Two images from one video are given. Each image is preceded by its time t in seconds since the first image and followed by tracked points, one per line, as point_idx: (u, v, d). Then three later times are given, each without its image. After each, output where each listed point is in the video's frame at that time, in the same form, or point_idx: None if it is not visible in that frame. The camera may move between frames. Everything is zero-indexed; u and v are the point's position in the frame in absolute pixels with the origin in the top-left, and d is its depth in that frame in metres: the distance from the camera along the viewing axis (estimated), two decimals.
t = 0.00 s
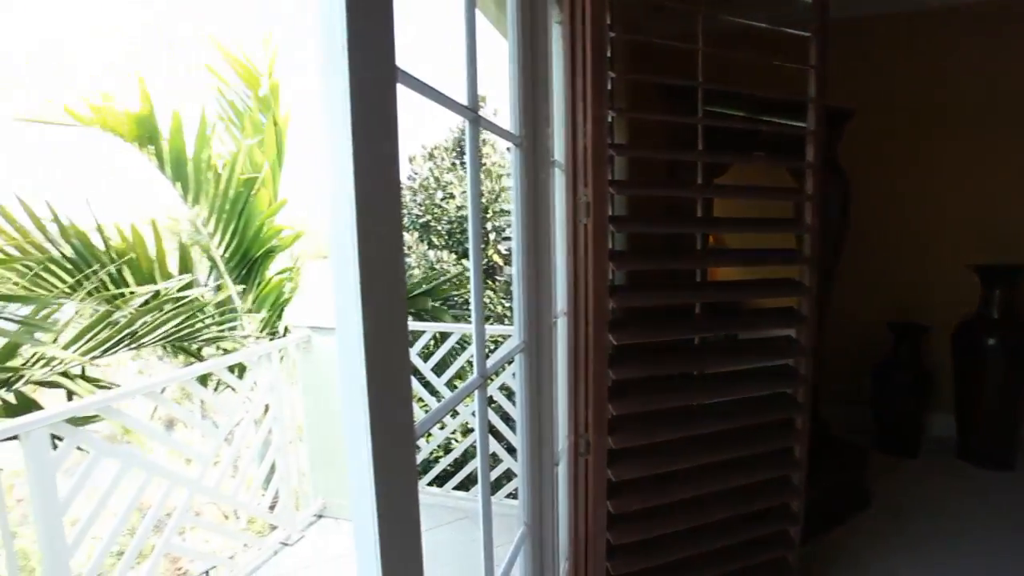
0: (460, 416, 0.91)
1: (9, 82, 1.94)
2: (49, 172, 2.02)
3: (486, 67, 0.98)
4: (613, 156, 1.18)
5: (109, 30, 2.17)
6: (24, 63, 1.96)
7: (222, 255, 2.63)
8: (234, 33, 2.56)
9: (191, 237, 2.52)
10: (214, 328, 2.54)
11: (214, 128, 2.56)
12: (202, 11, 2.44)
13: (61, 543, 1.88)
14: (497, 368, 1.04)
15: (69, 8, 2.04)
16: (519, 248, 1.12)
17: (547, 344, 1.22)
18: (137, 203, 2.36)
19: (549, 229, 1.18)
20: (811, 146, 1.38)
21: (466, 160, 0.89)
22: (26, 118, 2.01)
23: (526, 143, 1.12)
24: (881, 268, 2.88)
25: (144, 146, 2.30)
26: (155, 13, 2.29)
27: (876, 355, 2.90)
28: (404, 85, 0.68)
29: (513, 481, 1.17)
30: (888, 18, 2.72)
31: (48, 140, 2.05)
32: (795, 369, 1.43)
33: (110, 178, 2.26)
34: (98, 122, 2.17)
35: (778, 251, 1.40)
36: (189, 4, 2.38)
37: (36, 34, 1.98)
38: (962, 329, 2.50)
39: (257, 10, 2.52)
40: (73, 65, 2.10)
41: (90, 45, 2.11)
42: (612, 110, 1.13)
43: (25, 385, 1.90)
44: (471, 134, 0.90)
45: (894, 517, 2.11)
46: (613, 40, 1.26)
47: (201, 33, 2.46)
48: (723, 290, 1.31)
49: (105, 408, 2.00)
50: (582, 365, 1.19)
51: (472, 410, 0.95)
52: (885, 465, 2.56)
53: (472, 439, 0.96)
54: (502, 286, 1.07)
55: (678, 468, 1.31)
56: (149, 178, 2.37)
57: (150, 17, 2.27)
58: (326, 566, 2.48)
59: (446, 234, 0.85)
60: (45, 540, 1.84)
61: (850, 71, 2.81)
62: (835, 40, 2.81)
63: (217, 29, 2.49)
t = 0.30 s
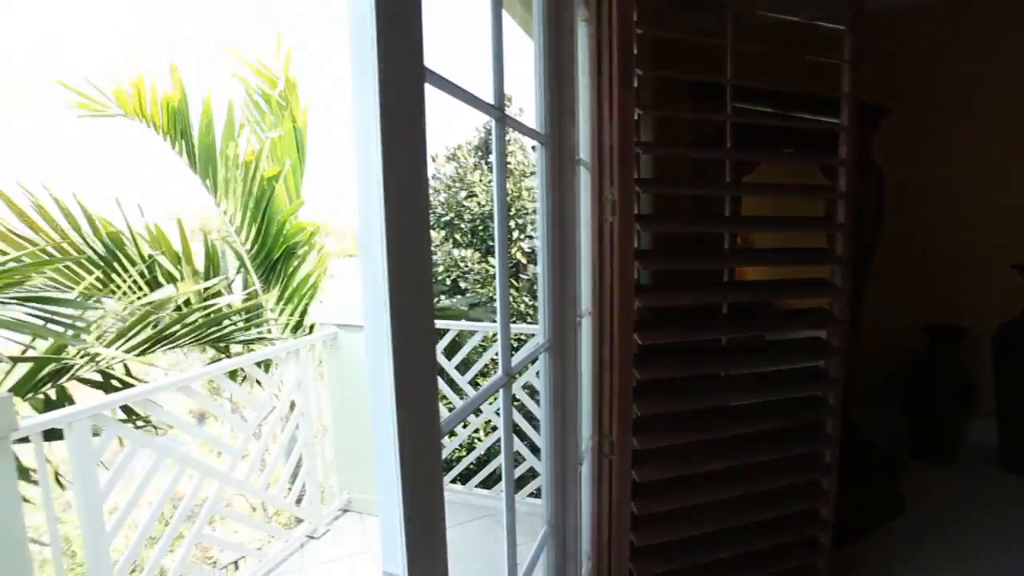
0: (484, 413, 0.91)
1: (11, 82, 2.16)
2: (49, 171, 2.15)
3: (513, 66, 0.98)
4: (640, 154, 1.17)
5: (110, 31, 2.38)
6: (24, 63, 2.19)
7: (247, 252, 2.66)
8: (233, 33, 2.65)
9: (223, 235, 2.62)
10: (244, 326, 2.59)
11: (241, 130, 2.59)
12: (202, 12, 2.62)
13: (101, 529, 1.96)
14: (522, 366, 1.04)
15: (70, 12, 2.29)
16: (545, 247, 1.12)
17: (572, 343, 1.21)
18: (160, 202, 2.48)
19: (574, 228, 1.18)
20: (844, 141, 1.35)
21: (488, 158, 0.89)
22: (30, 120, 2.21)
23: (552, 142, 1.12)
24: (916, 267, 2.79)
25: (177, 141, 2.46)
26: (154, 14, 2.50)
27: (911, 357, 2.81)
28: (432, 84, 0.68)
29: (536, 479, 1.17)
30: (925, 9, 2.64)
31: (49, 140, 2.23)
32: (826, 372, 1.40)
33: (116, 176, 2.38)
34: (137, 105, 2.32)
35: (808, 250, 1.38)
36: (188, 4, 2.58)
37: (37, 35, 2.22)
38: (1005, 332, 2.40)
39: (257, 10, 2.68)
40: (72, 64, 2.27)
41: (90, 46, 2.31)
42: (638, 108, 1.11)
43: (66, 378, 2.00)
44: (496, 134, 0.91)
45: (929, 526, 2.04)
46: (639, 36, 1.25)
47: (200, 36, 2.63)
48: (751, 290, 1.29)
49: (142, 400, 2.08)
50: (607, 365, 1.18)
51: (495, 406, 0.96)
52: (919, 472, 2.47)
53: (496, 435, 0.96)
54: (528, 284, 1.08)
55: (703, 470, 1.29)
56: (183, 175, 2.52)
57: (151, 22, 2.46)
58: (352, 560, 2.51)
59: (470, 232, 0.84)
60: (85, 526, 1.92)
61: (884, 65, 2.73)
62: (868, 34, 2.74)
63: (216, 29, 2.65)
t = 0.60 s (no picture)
0: (508, 412, 0.91)
1: (12, 81, 2.46)
2: (48, 170, 2.35)
3: (541, 65, 0.98)
4: (668, 152, 1.15)
5: (110, 31, 2.73)
6: (24, 63, 2.52)
7: (276, 251, 2.72)
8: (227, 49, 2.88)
9: (251, 236, 2.69)
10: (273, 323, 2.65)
11: (263, 134, 2.57)
12: (201, 13, 2.96)
13: (139, 515, 2.03)
14: (548, 365, 1.04)
15: (70, 13, 2.65)
16: (572, 245, 1.12)
17: (598, 343, 1.21)
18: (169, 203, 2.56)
19: (601, 227, 1.17)
20: (880, 137, 1.31)
21: (515, 156, 0.89)
22: (29, 118, 2.47)
23: (579, 140, 1.12)
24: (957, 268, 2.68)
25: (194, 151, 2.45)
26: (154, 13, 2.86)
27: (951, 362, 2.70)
28: (461, 84, 0.69)
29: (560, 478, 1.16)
30: None
31: (48, 140, 2.44)
32: (860, 375, 1.36)
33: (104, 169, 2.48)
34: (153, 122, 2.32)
35: (841, 250, 1.34)
36: (189, 5, 2.93)
37: (38, 36, 2.57)
38: None
39: (256, 9, 3.06)
40: (71, 63, 2.62)
41: (89, 46, 2.65)
42: (666, 106, 1.10)
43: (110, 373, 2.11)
44: (524, 133, 0.91)
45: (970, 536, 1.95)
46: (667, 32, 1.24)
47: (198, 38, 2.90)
48: (781, 291, 1.27)
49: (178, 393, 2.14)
50: (634, 365, 1.17)
51: (520, 405, 0.96)
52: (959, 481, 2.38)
53: (520, 433, 0.97)
54: (555, 283, 1.08)
55: (730, 474, 1.26)
56: (184, 176, 2.61)
57: (150, 22, 2.81)
58: (377, 555, 2.54)
59: (496, 231, 0.84)
60: (124, 514, 1.98)
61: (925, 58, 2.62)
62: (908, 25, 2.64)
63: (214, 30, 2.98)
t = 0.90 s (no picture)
0: (530, 411, 0.91)
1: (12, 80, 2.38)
2: (48, 170, 2.27)
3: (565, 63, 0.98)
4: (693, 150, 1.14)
5: (110, 31, 2.80)
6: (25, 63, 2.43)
7: (303, 250, 2.78)
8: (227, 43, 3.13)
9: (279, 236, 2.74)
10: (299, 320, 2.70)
11: (291, 136, 2.68)
12: (200, 13, 3.10)
13: (171, 506, 2.09)
14: (571, 364, 1.04)
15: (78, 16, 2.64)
16: (595, 244, 1.12)
17: (621, 342, 1.20)
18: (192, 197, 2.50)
19: (625, 226, 1.16)
20: (915, 133, 1.28)
21: (538, 155, 0.89)
22: (29, 119, 2.40)
23: (603, 139, 1.11)
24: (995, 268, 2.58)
25: (225, 153, 2.58)
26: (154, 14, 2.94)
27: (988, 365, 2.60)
28: (486, 84, 0.69)
29: (582, 478, 1.16)
30: None
31: (48, 140, 2.38)
32: (892, 378, 1.32)
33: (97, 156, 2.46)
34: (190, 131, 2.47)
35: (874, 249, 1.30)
36: (189, 6, 3.05)
37: (38, 37, 2.49)
38: None
39: (256, 9, 3.30)
40: (71, 63, 2.64)
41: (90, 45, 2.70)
42: (692, 103, 1.09)
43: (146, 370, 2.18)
44: (548, 132, 0.91)
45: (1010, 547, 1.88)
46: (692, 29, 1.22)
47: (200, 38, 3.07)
48: (810, 291, 1.24)
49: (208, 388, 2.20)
50: (657, 365, 1.16)
51: (541, 404, 0.96)
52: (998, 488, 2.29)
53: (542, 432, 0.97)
54: (578, 282, 1.08)
55: (755, 476, 1.24)
56: (200, 171, 2.63)
57: (149, 22, 2.91)
58: (400, 550, 2.58)
59: (519, 230, 0.85)
60: (157, 505, 2.04)
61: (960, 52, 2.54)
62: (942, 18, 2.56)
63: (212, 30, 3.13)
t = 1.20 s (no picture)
0: (552, 411, 0.91)
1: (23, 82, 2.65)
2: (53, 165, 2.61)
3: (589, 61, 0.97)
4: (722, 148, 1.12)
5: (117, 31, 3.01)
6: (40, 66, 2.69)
7: (331, 252, 2.82)
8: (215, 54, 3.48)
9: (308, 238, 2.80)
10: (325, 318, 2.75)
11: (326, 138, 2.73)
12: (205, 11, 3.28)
13: (203, 498, 2.15)
14: (595, 364, 1.04)
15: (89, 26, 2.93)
16: (620, 244, 1.11)
17: (645, 342, 1.19)
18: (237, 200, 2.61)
19: (650, 225, 1.15)
20: (955, 129, 1.23)
21: (562, 154, 0.89)
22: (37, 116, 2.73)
23: (628, 137, 1.10)
24: None
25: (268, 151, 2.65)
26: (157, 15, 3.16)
27: None
28: (512, 84, 0.69)
29: (605, 478, 1.15)
30: None
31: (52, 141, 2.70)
32: (928, 382, 1.28)
33: (102, 155, 2.83)
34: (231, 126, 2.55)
35: (908, 249, 1.26)
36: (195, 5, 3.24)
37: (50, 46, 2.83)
38: None
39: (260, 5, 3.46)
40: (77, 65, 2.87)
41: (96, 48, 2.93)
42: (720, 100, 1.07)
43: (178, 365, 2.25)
44: (572, 131, 0.90)
45: None
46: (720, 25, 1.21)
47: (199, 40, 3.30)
48: (840, 292, 1.21)
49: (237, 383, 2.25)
50: (682, 366, 1.15)
51: (563, 404, 0.95)
52: None
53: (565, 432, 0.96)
54: (602, 283, 1.07)
55: (782, 480, 1.22)
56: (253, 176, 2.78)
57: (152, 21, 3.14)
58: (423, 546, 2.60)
59: (541, 229, 0.84)
60: (189, 496, 2.10)
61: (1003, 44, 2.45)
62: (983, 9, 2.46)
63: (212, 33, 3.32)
